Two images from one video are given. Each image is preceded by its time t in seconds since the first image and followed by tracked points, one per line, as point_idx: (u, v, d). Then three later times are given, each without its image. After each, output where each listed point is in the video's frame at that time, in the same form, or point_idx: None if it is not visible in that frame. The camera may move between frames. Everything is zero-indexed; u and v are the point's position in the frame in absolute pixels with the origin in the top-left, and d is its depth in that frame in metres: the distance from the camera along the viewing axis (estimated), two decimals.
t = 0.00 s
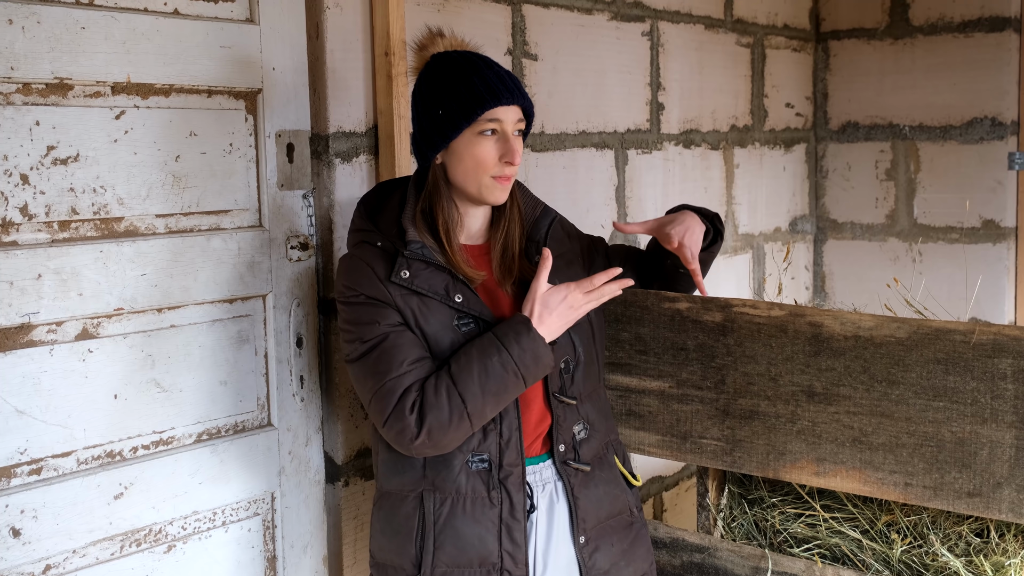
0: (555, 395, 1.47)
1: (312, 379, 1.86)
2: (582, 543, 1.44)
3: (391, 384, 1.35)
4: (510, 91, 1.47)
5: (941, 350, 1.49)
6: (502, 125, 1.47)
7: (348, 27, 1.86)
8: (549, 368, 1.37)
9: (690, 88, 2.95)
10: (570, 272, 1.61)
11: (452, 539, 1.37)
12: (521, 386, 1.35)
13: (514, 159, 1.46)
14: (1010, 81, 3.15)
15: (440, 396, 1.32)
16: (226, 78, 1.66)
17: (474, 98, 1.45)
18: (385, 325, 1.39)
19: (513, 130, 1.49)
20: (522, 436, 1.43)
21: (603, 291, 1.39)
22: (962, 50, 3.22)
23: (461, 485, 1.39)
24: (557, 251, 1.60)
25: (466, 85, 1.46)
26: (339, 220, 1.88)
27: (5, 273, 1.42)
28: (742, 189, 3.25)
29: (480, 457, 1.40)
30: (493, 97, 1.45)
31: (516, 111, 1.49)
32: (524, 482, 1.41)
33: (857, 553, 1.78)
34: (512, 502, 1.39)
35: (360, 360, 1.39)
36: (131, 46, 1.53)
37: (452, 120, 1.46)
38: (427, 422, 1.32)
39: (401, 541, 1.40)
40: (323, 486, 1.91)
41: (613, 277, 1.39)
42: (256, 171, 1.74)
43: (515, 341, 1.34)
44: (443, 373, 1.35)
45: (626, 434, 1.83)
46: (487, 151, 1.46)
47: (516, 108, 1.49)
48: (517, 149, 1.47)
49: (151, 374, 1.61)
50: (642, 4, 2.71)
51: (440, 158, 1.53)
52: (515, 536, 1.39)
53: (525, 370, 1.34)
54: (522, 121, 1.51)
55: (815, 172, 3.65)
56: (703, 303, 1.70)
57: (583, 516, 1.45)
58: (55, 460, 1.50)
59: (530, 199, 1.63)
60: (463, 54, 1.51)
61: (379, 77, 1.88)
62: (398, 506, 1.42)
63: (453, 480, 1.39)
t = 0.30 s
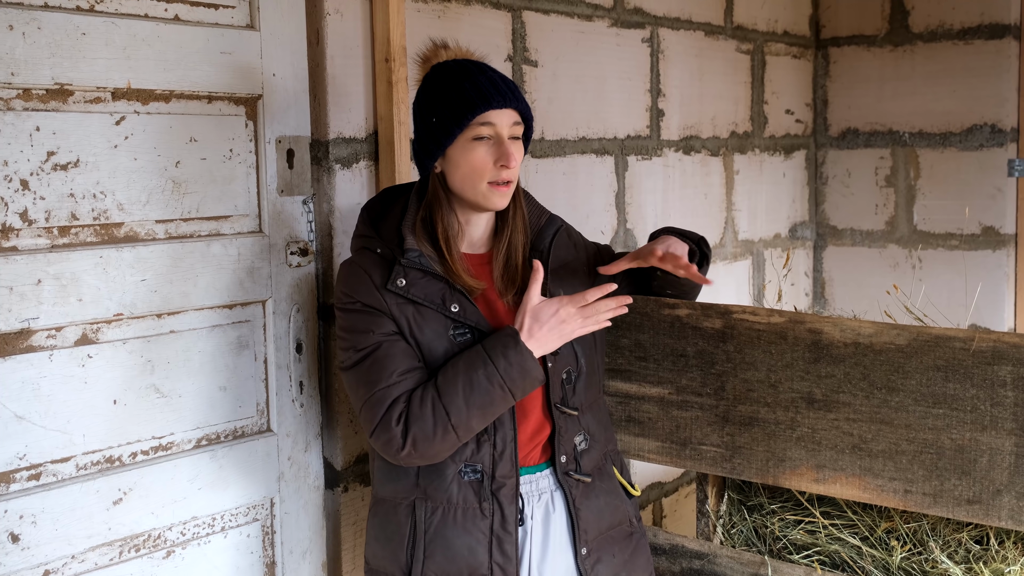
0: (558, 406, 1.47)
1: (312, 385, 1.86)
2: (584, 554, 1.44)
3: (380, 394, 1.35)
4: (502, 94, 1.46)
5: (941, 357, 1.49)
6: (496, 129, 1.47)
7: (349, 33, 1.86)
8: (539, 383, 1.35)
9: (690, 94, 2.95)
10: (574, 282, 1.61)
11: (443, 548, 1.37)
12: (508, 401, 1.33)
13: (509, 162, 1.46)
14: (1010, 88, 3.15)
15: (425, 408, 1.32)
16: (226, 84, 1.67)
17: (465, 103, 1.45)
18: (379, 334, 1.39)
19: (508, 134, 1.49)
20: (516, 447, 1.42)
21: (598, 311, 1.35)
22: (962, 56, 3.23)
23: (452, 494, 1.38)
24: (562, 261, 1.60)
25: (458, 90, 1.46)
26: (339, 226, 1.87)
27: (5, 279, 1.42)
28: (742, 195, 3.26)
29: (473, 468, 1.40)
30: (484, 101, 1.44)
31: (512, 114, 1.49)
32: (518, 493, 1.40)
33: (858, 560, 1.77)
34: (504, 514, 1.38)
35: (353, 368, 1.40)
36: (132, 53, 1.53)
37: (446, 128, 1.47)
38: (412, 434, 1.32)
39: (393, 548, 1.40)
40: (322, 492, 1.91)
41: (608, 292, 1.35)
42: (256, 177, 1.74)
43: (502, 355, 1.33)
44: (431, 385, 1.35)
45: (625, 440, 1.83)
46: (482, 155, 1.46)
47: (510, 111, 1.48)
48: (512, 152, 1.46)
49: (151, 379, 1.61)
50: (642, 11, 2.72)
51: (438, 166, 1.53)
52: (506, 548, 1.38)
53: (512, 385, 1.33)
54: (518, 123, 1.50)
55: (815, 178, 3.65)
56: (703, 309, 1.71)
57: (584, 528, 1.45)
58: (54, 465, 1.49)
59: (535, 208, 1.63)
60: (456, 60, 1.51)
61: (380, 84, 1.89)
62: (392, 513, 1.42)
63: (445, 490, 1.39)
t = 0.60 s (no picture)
0: (553, 410, 1.48)
1: (312, 388, 1.86)
2: (576, 557, 1.44)
3: (358, 396, 1.36)
4: (486, 99, 1.46)
5: (941, 361, 1.49)
6: (480, 134, 1.47)
7: (349, 36, 1.86)
8: (506, 379, 1.31)
9: (690, 98, 2.95)
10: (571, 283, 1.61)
11: (426, 553, 1.37)
12: (476, 399, 1.31)
13: (492, 168, 1.45)
14: (1010, 91, 3.16)
15: (394, 409, 1.32)
16: (227, 87, 1.67)
17: (449, 109, 1.46)
18: (363, 336, 1.39)
19: (493, 139, 1.48)
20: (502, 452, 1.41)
21: (552, 299, 1.28)
22: (962, 60, 3.23)
23: (436, 499, 1.39)
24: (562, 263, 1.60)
25: (442, 96, 1.47)
26: (340, 228, 1.88)
27: (5, 282, 1.42)
28: (743, 199, 3.26)
29: (457, 473, 1.39)
30: (466, 107, 1.45)
31: (497, 119, 1.48)
32: (502, 499, 1.40)
33: (857, 564, 1.78)
34: (487, 520, 1.38)
35: (338, 371, 1.41)
36: (132, 56, 1.54)
37: (431, 133, 1.48)
38: (383, 435, 1.32)
39: (379, 550, 1.42)
40: (322, 495, 1.90)
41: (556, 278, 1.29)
42: (257, 180, 1.74)
43: (462, 352, 1.30)
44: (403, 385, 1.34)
45: (625, 443, 1.83)
46: (466, 161, 1.47)
47: (495, 116, 1.48)
48: (496, 158, 1.46)
49: (151, 382, 1.61)
50: (643, 14, 2.72)
51: (427, 171, 1.54)
52: (489, 554, 1.37)
53: (473, 382, 1.29)
54: (503, 129, 1.50)
55: (816, 182, 3.65)
56: (703, 313, 1.70)
57: (577, 531, 1.45)
58: (54, 468, 1.49)
59: (532, 210, 1.64)
60: (444, 65, 1.52)
61: (380, 87, 1.89)
62: (380, 515, 1.44)
63: (429, 494, 1.39)
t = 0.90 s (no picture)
0: (550, 403, 1.47)
1: (313, 389, 1.85)
2: (576, 550, 1.44)
3: (353, 398, 1.37)
4: (481, 102, 1.46)
5: (944, 362, 1.49)
6: (475, 136, 1.47)
7: (351, 37, 1.86)
8: (488, 370, 1.29)
9: (692, 99, 2.95)
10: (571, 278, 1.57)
11: (425, 550, 1.37)
12: (460, 393, 1.29)
13: (486, 170, 1.45)
14: (1013, 93, 3.15)
15: (384, 408, 1.32)
16: (229, 88, 1.67)
17: (445, 110, 1.46)
18: (358, 337, 1.40)
19: (488, 141, 1.48)
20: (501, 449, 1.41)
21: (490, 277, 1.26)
22: (964, 61, 3.23)
23: (435, 496, 1.39)
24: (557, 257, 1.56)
25: (438, 98, 1.48)
26: (340, 228, 1.88)
27: (7, 282, 1.42)
28: (745, 200, 3.25)
29: (456, 471, 1.39)
30: (462, 109, 1.45)
31: (493, 122, 1.48)
32: (501, 496, 1.39)
33: (859, 565, 1.77)
34: (486, 517, 1.37)
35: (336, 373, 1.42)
36: (134, 56, 1.54)
37: (427, 135, 1.49)
38: (376, 435, 1.32)
39: (381, 547, 1.43)
40: (324, 495, 1.90)
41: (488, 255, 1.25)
42: (258, 181, 1.74)
43: (440, 347, 1.29)
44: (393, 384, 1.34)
45: (627, 444, 1.83)
46: (461, 163, 1.47)
47: (491, 118, 1.48)
48: (490, 160, 1.46)
49: (152, 383, 1.61)
50: (645, 15, 2.72)
51: (423, 172, 1.55)
52: (488, 551, 1.37)
53: (453, 376, 1.28)
54: (499, 132, 1.50)
55: (818, 183, 3.64)
56: (705, 313, 1.70)
57: (577, 523, 1.45)
58: (56, 469, 1.49)
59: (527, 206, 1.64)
60: (442, 67, 1.52)
61: (382, 87, 1.89)
62: (382, 513, 1.45)
63: (428, 492, 1.39)
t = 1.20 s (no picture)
0: (553, 392, 1.49)
1: (316, 388, 1.85)
2: (576, 539, 1.45)
3: (408, 373, 1.35)
4: (490, 108, 1.46)
5: (947, 361, 1.48)
6: (484, 141, 1.47)
7: (353, 35, 1.86)
8: (556, 327, 1.38)
9: (694, 98, 2.95)
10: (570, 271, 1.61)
11: (463, 539, 1.36)
12: (531, 352, 1.35)
13: (495, 176, 1.46)
14: (1015, 92, 3.15)
15: (456, 372, 1.33)
16: (231, 87, 1.67)
17: (453, 115, 1.45)
18: (394, 322, 1.39)
19: (497, 145, 1.48)
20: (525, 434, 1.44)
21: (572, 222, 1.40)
22: (967, 60, 3.22)
23: (471, 485, 1.39)
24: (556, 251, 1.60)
25: (445, 102, 1.47)
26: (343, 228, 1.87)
27: (10, 281, 1.42)
28: (747, 199, 3.25)
29: (490, 457, 1.40)
30: (471, 114, 1.44)
31: (501, 126, 1.48)
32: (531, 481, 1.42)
33: (861, 564, 1.77)
34: (521, 500, 1.39)
35: (373, 358, 1.39)
36: (136, 55, 1.54)
37: (435, 138, 1.47)
38: (447, 401, 1.32)
39: (408, 542, 1.39)
40: (326, 494, 1.90)
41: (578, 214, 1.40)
42: (260, 180, 1.74)
43: (511, 307, 1.35)
44: (456, 352, 1.36)
45: (629, 443, 1.83)
46: (469, 167, 1.47)
47: (499, 123, 1.48)
48: (499, 167, 1.47)
49: (155, 382, 1.61)
50: (647, 14, 2.72)
51: (430, 172, 1.54)
52: (523, 534, 1.39)
53: (529, 334, 1.34)
54: (507, 135, 1.50)
55: (821, 182, 3.64)
56: (707, 313, 1.70)
57: (577, 512, 1.46)
58: (58, 467, 1.49)
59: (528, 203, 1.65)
60: (448, 65, 1.50)
61: (384, 86, 1.88)
62: (406, 508, 1.41)
63: (464, 480, 1.39)
